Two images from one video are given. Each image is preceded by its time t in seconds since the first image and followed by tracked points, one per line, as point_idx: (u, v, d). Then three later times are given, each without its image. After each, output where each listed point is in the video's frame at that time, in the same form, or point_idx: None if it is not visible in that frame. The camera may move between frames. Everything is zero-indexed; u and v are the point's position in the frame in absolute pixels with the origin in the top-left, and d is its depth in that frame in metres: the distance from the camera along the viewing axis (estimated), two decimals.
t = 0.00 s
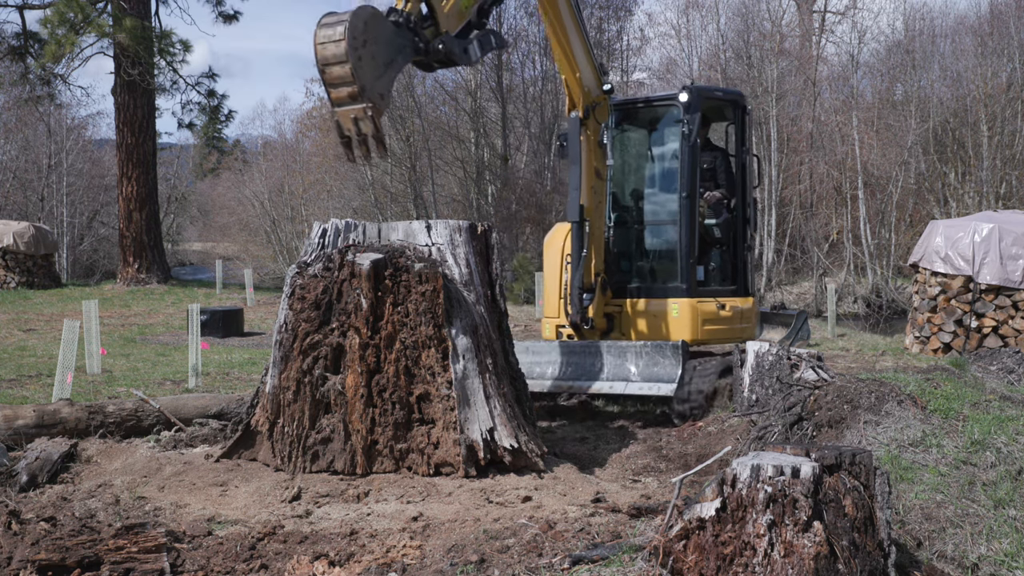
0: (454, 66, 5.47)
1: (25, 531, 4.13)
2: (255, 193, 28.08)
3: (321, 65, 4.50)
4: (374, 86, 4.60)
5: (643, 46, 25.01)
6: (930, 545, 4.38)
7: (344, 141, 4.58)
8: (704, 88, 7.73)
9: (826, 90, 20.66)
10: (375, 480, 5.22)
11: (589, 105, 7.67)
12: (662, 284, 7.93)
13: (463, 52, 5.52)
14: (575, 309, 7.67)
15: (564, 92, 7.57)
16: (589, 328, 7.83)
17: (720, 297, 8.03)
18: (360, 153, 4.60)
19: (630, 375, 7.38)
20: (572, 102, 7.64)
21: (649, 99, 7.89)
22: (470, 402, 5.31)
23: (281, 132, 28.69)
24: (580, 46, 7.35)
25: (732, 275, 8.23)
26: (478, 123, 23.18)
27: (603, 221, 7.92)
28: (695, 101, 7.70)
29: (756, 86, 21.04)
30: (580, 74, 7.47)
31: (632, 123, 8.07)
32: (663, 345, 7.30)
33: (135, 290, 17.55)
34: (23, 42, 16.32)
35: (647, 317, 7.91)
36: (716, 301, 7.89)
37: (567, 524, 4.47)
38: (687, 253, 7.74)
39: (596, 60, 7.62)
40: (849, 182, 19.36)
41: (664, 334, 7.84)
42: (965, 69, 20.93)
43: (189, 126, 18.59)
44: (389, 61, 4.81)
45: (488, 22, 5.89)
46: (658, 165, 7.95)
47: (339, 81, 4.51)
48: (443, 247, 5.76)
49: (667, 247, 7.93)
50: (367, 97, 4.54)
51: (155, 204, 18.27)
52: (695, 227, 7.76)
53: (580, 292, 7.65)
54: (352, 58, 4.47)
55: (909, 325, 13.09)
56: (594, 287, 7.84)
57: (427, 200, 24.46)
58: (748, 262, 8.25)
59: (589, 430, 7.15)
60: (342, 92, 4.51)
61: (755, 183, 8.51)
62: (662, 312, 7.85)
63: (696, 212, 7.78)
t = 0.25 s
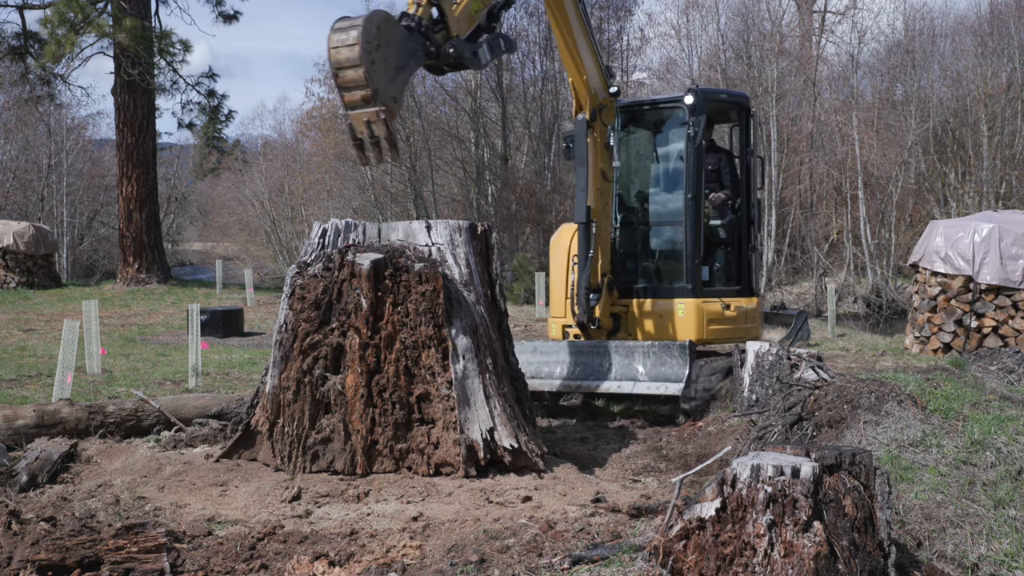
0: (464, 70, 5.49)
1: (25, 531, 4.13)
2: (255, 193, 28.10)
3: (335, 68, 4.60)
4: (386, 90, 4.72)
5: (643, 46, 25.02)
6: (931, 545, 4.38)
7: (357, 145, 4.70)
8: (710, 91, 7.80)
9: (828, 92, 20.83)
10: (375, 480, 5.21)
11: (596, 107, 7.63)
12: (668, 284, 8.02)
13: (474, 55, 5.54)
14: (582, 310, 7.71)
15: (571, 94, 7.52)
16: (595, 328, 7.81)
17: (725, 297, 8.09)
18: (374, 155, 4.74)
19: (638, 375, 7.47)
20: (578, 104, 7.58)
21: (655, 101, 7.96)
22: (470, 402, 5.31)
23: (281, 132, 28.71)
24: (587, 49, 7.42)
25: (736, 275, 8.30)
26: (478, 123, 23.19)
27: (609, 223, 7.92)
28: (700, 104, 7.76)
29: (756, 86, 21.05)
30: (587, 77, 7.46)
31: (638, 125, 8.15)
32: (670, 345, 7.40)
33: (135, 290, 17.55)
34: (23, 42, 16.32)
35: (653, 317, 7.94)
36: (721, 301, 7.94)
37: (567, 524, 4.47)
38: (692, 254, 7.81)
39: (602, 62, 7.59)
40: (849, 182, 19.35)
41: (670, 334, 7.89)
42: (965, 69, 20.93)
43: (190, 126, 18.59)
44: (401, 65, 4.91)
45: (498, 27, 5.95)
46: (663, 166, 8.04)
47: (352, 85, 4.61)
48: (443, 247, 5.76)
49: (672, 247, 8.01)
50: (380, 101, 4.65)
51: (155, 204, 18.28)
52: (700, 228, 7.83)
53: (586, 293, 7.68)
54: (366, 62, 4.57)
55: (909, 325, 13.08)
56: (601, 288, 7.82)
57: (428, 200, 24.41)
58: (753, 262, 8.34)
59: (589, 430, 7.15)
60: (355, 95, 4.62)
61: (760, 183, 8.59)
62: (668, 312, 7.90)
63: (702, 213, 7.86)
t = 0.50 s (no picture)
0: (475, 72, 5.73)
1: (25, 531, 4.13)
2: (255, 193, 28.11)
3: (350, 73, 4.79)
4: (401, 94, 4.91)
5: (642, 46, 25.04)
6: (930, 545, 4.38)
7: (372, 147, 4.89)
8: (713, 93, 7.84)
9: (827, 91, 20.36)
10: (375, 480, 5.21)
11: (600, 110, 7.86)
12: (672, 284, 8.05)
13: (484, 58, 5.76)
14: (587, 310, 7.78)
15: (576, 95, 7.77)
16: (601, 327, 7.91)
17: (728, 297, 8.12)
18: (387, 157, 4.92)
19: (643, 374, 7.44)
20: (584, 106, 7.86)
21: (658, 102, 7.97)
22: (470, 402, 5.31)
23: (281, 132, 28.72)
24: (592, 51, 7.51)
25: (739, 275, 8.32)
26: (478, 123, 23.21)
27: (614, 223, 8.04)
28: (703, 106, 7.79)
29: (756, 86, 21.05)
30: (591, 79, 7.66)
31: (641, 125, 8.16)
32: (675, 345, 7.35)
33: (135, 290, 17.54)
34: (23, 42, 16.32)
35: (658, 318, 8.02)
36: (724, 301, 7.97)
37: (567, 524, 4.47)
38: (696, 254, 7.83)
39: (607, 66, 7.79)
40: (849, 182, 19.31)
41: (675, 334, 7.97)
42: (965, 69, 20.94)
43: (190, 126, 18.60)
44: (415, 69, 5.10)
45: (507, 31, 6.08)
46: (667, 167, 8.05)
47: (367, 89, 4.79)
48: (443, 247, 5.76)
49: (676, 247, 8.04)
50: (394, 104, 4.84)
51: (155, 204, 18.27)
52: (703, 229, 7.87)
53: (592, 293, 7.75)
54: (381, 66, 4.76)
55: (909, 325, 13.08)
56: (606, 288, 7.93)
57: (428, 200, 24.38)
58: (755, 262, 8.39)
59: (589, 430, 7.14)
60: (370, 99, 4.81)
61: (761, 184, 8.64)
62: (672, 312, 7.96)
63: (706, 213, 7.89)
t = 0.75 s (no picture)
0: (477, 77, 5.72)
1: (25, 531, 4.13)
2: (255, 193, 28.13)
3: (352, 78, 4.81)
4: (403, 99, 4.91)
5: (642, 46, 25.06)
6: (930, 545, 4.38)
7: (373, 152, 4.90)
8: (715, 95, 7.92)
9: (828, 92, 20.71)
10: (375, 480, 5.21)
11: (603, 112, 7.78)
12: (675, 284, 8.11)
13: (485, 63, 5.75)
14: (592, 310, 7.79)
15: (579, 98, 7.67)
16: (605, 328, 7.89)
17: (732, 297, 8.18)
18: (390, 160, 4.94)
19: (648, 374, 7.53)
20: (587, 109, 7.74)
21: (661, 104, 8.07)
22: (470, 402, 5.31)
23: (281, 132, 28.75)
24: (596, 53, 7.59)
25: (742, 275, 8.39)
26: (478, 123, 23.21)
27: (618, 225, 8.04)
28: (706, 108, 7.87)
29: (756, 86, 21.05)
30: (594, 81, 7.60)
31: (645, 127, 8.26)
32: (679, 345, 7.46)
33: (135, 290, 17.54)
34: (23, 42, 16.32)
35: (662, 318, 8.07)
36: (728, 301, 8.03)
37: (567, 524, 4.47)
38: (699, 254, 7.90)
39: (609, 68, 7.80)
40: (849, 182, 19.27)
41: (679, 334, 8.01)
42: (965, 69, 20.95)
43: (190, 126, 18.61)
44: (417, 74, 5.11)
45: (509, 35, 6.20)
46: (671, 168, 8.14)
47: (369, 94, 4.80)
48: (443, 247, 5.75)
49: (680, 248, 8.11)
50: (396, 109, 4.85)
51: (155, 204, 18.27)
52: (707, 230, 7.92)
53: (596, 293, 7.77)
54: (383, 72, 4.77)
55: (909, 325, 13.08)
56: (610, 288, 7.90)
57: (428, 200, 24.37)
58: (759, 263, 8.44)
59: (588, 430, 7.13)
60: (372, 104, 4.81)
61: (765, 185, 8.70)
62: (675, 311, 8.01)
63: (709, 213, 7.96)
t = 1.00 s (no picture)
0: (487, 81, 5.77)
1: (25, 531, 4.13)
2: (255, 193, 28.13)
3: (366, 81, 4.82)
4: (416, 102, 4.95)
5: (642, 46, 25.06)
6: (930, 545, 4.38)
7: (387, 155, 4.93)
8: (722, 97, 7.87)
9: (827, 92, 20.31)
10: (375, 480, 5.21)
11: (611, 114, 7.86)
12: (681, 284, 8.17)
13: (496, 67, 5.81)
14: (599, 310, 7.86)
15: (587, 101, 7.77)
16: (612, 327, 8.00)
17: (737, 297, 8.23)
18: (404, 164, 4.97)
19: (655, 373, 7.68)
20: (594, 111, 7.83)
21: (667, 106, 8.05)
22: (470, 402, 5.31)
23: (281, 132, 28.76)
24: (602, 56, 7.54)
25: (747, 275, 8.46)
26: (478, 123, 23.22)
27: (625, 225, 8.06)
28: (713, 110, 7.79)
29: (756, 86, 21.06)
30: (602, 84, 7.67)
31: (651, 129, 8.25)
32: (686, 345, 7.59)
33: (135, 290, 17.54)
34: (23, 42, 16.32)
35: (668, 317, 8.08)
36: (733, 301, 8.08)
37: (567, 524, 4.47)
38: (705, 255, 7.94)
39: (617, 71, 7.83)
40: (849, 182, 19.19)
41: (685, 334, 8.03)
42: (965, 69, 20.96)
43: (190, 126, 18.63)
44: (429, 78, 5.16)
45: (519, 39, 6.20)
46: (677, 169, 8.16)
47: (383, 97, 4.83)
48: (443, 247, 5.75)
49: (685, 249, 8.16)
50: (409, 112, 4.88)
51: (155, 204, 18.28)
52: (712, 231, 7.98)
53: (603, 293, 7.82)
54: (397, 76, 4.78)
55: (909, 325, 13.08)
56: (617, 288, 8.00)
57: (428, 200, 24.35)
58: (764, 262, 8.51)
59: (588, 429, 7.14)
60: (386, 107, 4.84)
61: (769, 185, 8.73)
62: (681, 311, 8.03)
63: (714, 215, 8.00)
